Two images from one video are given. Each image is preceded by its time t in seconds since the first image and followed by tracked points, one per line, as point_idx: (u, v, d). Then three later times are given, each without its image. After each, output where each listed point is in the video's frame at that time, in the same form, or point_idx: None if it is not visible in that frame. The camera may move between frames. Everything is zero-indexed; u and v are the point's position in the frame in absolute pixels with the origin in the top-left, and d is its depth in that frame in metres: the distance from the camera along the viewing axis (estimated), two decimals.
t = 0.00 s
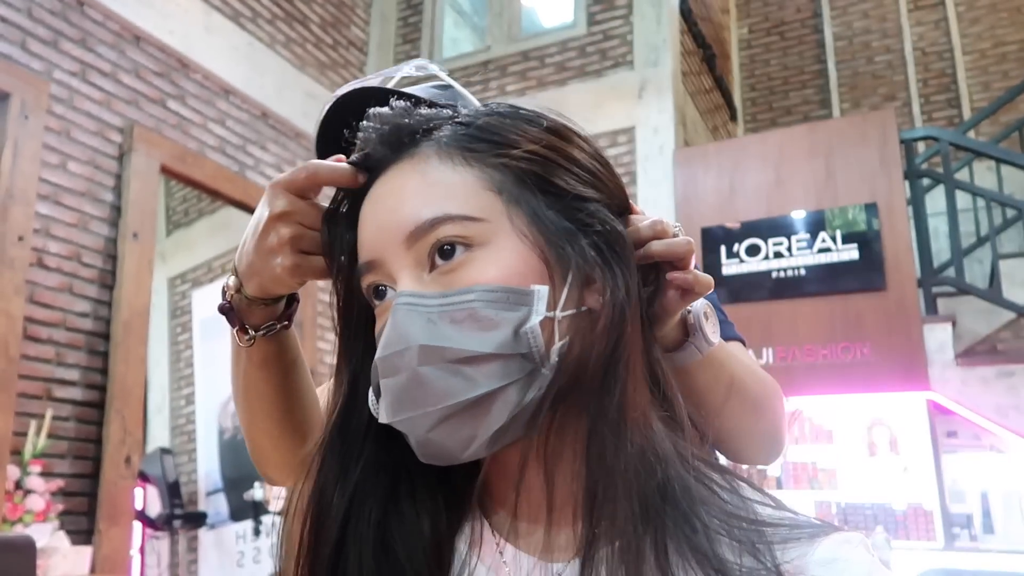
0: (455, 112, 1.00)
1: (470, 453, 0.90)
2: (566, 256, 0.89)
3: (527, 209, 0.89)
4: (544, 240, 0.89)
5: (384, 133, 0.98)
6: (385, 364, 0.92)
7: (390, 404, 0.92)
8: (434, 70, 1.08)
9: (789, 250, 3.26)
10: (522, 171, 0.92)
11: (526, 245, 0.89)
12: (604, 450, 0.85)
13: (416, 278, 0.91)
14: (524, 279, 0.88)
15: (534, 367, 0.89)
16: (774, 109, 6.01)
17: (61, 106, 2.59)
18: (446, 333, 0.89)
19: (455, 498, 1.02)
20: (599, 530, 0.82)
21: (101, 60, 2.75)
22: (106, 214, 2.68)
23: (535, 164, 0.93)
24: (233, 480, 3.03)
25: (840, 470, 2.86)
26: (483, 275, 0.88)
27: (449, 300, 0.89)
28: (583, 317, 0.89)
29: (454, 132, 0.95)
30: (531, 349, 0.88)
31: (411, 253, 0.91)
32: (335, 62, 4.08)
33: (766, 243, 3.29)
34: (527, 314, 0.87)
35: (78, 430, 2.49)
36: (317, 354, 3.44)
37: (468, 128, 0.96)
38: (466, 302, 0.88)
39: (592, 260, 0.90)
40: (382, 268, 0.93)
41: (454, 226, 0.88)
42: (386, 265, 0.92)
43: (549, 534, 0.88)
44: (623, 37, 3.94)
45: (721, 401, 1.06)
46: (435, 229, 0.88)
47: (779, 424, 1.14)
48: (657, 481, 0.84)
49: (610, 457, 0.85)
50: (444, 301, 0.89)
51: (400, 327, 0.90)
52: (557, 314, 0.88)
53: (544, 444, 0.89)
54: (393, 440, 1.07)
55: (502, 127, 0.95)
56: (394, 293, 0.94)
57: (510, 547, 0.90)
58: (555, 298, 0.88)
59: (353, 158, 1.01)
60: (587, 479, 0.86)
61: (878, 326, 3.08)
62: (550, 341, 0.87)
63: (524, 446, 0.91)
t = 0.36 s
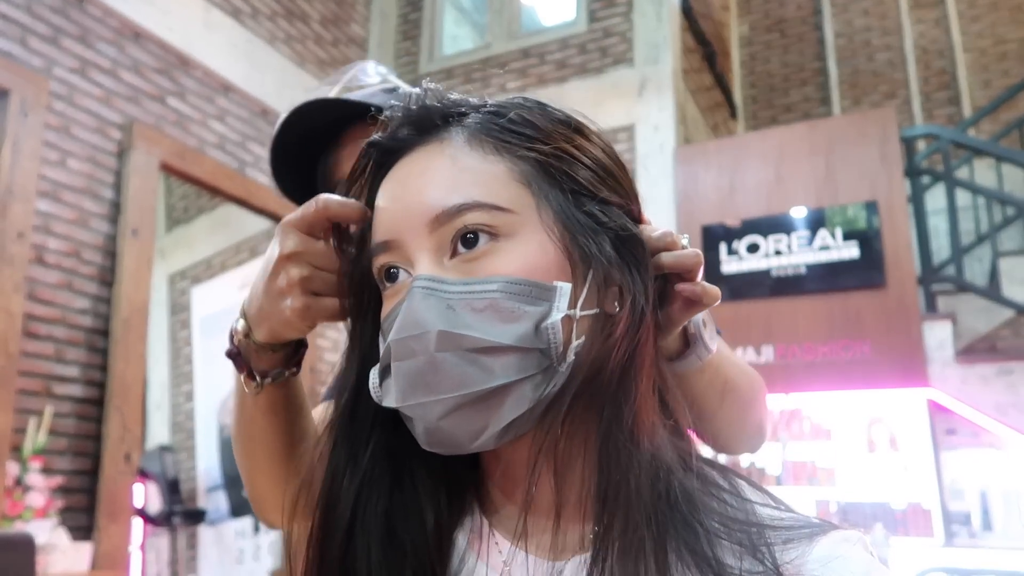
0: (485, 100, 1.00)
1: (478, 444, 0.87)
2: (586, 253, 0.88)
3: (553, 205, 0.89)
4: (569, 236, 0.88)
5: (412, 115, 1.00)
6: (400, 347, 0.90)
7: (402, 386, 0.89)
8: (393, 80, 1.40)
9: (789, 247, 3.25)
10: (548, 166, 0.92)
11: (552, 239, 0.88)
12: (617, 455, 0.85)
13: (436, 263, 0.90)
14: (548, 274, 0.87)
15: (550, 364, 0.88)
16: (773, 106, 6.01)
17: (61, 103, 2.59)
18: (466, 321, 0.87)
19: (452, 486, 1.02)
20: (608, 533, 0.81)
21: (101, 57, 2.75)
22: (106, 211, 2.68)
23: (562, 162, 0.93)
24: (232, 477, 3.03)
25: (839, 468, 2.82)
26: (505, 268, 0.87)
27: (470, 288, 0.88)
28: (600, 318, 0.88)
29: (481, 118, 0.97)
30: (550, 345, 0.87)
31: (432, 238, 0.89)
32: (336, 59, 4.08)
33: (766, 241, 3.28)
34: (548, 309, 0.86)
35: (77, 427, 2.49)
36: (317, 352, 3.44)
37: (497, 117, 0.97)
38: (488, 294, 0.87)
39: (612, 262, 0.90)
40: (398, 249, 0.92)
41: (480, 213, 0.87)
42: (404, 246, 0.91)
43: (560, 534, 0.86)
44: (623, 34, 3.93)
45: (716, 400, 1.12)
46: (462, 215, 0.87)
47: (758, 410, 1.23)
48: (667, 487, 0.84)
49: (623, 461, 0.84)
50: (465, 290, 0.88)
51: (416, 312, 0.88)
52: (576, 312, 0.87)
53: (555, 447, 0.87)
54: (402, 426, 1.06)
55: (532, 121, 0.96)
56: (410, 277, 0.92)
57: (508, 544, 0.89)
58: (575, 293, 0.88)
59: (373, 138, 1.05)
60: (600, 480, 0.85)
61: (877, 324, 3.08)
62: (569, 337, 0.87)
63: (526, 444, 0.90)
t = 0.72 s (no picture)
0: (505, 95, 1.00)
1: (493, 442, 0.84)
2: (605, 255, 0.88)
3: (574, 204, 0.89)
4: (589, 235, 0.88)
5: (430, 104, 0.98)
6: (417, 338, 0.86)
7: (417, 380, 0.85)
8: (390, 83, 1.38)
9: (789, 246, 3.26)
10: (566, 164, 0.92)
11: (571, 238, 0.88)
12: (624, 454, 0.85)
13: (453, 256, 0.88)
14: (568, 274, 0.87)
15: (567, 363, 0.86)
16: (773, 105, 6.01)
17: (61, 102, 2.59)
18: (486, 315, 0.85)
19: (447, 476, 1.01)
20: (616, 530, 0.81)
21: (101, 57, 2.75)
22: (106, 211, 2.68)
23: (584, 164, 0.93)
24: (233, 476, 3.03)
25: (839, 467, 2.84)
26: (526, 264, 0.86)
27: (490, 282, 0.86)
28: (615, 320, 0.88)
29: (503, 111, 0.96)
30: (568, 344, 0.85)
31: (452, 230, 0.88)
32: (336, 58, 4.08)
33: (766, 240, 3.29)
34: (568, 309, 0.85)
35: (78, 426, 2.49)
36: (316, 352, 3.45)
37: (517, 111, 0.97)
38: (509, 289, 0.85)
39: (626, 262, 0.89)
40: (413, 240, 0.90)
41: (502, 208, 0.86)
42: (420, 236, 0.89)
43: (562, 531, 0.86)
44: (622, 33, 3.93)
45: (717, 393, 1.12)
46: (484, 209, 0.86)
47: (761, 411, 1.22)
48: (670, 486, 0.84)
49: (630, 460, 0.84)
50: (485, 285, 0.86)
51: (434, 304, 0.85)
52: (595, 312, 0.86)
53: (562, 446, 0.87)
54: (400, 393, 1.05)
55: (557, 121, 0.96)
56: (425, 269, 0.90)
57: (504, 540, 0.90)
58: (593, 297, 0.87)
59: (388, 128, 1.01)
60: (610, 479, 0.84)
61: (877, 322, 3.08)
62: (588, 337, 0.86)
63: (531, 443, 0.89)
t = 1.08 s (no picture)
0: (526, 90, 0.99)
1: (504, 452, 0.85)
2: (619, 265, 0.90)
3: (595, 213, 0.89)
4: (608, 247, 0.89)
5: (449, 100, 0.98)
6: (435, 346, 0.86)
7: (433, 388, 0.85)
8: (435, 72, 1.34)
9: (788, 246, 3.26)
10: (588, 170, 0.92)
11: (593, 251, 0.88)
12: (630, 459, 0.86)
13: (472, 262, 0.88)
14: (587, 287, 0.87)
15: (581, 377, 0.87)
16: (772, 105, 6.02)
17: (60, 103, 2.59)
18: (506, 326, 0.85)
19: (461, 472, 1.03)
20: (622, 532, 0.82)
21: (100, 57, 2.75)
22: (105, 212, 2.68)
23: (604, 168, 0.94)
24: (233, 476, 3.06)
25: (839, 466, 2.85)
26: (546, 276, 0.87)
27: (511, 293, 0.86)
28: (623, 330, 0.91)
29: (523, 109, 0.96)
30: (585, 358, 0.86)
31: (470, 234, 0.88)
32: (334, 59, 4.08)
33: (765, 240, 3.29)
34: (586, 323, 0.86)
35: (77, 427, 2.49)
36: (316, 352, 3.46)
37: (537, 109, 0.96)
38: (531, 302, 0.85)
39: (641, 273, 0.91)
40: (429, 239, 0.90)
41: (523, 216, 0.86)
42: (437, 237, 0.89)
43: (563, 533, 0.86)
44: (621, 33, 3.93)
45: (736, 395, 1.03)
46: (504, 216, 0.86)
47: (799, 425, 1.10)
48: (672, 487, 0.84)
49: (635, 465, 0.86)
50: (505, 296, 0.86)
51: (454, 314, 0.85)
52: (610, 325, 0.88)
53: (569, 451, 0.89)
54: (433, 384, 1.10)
55: (578, 124, 0.95)
56: (440, 271, 0.90)
57: (506, 542, 0.90)
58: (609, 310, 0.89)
59: (405, 121, 0.99)
60: (616, 485, 0.86)
61: (876, 321, 3.08)
62: (604, 350, 0.86)
63: (536, 445, 0.90)
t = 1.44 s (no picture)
0: (543, 83, 0.98)
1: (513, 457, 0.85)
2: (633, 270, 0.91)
3: (611, 216, 0.89)
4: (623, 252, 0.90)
5: (465, 90, 0.96)
6: (450, 351, 0.86)
7: (445, 392, 0.85)
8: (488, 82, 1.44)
9: (787, 247, 3.26)
10: (607, 173, 0.92)
11: (609, 258, 0.89)
12: (638, 464, 0.86)
13: (488, 265, 0.87)
14: (603, 293, 0.88)
15: (592, 385, 0.89)
16: (772, 107, 6.01)
17: (60, 103, 2.59)
18: (521, 332, 0.86)
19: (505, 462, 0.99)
20: (626, 531, 0.82)
21: (100, 57, 2.75)
22: (104, 211, 2.68)
23: (621, 170, 0.93)
24: (232, 476, 3.07)
25: (838, 467, 2.85)
26: (562, 282, 0.87)
27: (527, 298, 0.86)
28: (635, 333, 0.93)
29: (541, 104, 0.94)
30: (597, 364, 0.88)
31: (485, 237, 0.87)
32: (334, 59, 4.08)
33: (764, 240, 3.29)
34: (600, 330, 0.87)
35: (76, 427, 2.49)
36: (314, 352, 3.47)
37: (554, 104, 0.95)
38: (546, 307, 0.86)
39: (655, 280, 0.92)
40: (442, 237, 0.89)
41: (541, 221, 0.85)
42: (450, 236, 0.88)
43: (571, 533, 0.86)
44: (621, 34, 3.94)
45: (750, 383, 1.01)
46: (521, 221, 0.85)
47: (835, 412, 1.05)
48: (676, 487, 0.84)
49: (643, 469, 0.86)
50: (521, 301, 0.86)
51: (469, 318, 0.85)
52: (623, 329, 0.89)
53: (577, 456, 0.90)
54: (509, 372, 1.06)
55: (594, 121, 0.95)
56: (453, 270, 0.89)
57: (508, 543, 0.88)
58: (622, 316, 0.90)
59: (416, 110, 0.97)
60: (624, 487, 0.86)
61: (875, 322, 3.08)
62: (616, 357, 0.88)
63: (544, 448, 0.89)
